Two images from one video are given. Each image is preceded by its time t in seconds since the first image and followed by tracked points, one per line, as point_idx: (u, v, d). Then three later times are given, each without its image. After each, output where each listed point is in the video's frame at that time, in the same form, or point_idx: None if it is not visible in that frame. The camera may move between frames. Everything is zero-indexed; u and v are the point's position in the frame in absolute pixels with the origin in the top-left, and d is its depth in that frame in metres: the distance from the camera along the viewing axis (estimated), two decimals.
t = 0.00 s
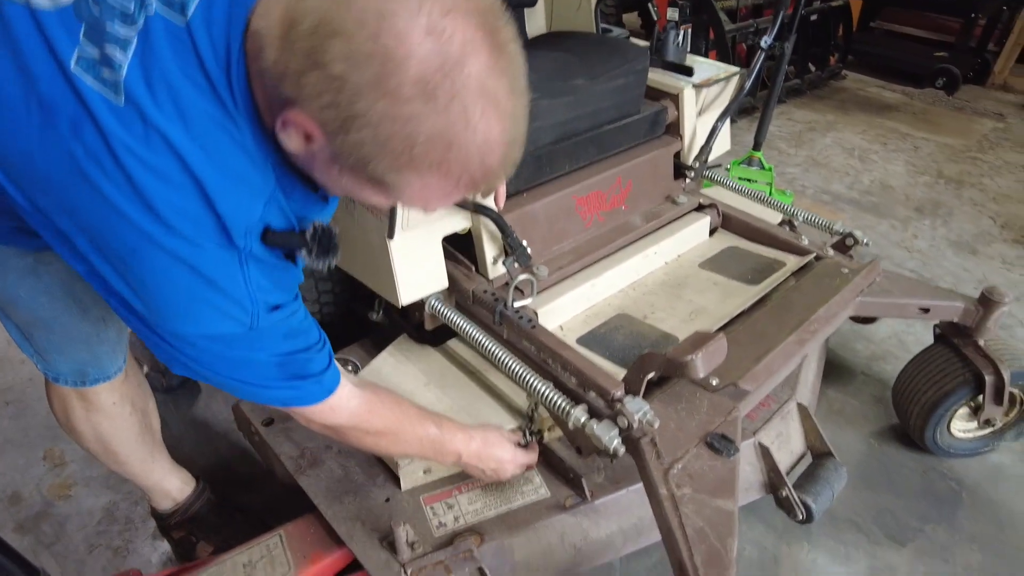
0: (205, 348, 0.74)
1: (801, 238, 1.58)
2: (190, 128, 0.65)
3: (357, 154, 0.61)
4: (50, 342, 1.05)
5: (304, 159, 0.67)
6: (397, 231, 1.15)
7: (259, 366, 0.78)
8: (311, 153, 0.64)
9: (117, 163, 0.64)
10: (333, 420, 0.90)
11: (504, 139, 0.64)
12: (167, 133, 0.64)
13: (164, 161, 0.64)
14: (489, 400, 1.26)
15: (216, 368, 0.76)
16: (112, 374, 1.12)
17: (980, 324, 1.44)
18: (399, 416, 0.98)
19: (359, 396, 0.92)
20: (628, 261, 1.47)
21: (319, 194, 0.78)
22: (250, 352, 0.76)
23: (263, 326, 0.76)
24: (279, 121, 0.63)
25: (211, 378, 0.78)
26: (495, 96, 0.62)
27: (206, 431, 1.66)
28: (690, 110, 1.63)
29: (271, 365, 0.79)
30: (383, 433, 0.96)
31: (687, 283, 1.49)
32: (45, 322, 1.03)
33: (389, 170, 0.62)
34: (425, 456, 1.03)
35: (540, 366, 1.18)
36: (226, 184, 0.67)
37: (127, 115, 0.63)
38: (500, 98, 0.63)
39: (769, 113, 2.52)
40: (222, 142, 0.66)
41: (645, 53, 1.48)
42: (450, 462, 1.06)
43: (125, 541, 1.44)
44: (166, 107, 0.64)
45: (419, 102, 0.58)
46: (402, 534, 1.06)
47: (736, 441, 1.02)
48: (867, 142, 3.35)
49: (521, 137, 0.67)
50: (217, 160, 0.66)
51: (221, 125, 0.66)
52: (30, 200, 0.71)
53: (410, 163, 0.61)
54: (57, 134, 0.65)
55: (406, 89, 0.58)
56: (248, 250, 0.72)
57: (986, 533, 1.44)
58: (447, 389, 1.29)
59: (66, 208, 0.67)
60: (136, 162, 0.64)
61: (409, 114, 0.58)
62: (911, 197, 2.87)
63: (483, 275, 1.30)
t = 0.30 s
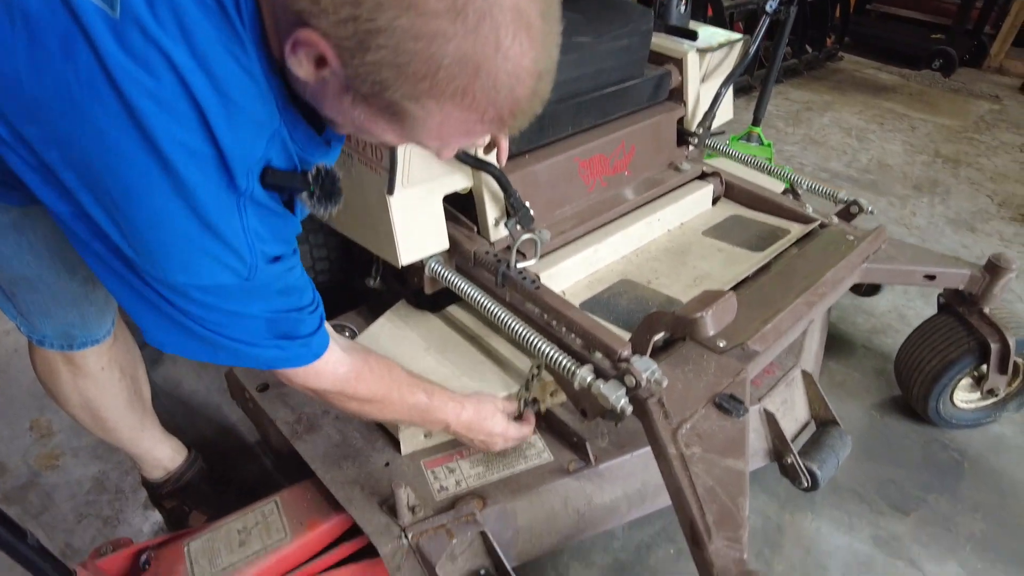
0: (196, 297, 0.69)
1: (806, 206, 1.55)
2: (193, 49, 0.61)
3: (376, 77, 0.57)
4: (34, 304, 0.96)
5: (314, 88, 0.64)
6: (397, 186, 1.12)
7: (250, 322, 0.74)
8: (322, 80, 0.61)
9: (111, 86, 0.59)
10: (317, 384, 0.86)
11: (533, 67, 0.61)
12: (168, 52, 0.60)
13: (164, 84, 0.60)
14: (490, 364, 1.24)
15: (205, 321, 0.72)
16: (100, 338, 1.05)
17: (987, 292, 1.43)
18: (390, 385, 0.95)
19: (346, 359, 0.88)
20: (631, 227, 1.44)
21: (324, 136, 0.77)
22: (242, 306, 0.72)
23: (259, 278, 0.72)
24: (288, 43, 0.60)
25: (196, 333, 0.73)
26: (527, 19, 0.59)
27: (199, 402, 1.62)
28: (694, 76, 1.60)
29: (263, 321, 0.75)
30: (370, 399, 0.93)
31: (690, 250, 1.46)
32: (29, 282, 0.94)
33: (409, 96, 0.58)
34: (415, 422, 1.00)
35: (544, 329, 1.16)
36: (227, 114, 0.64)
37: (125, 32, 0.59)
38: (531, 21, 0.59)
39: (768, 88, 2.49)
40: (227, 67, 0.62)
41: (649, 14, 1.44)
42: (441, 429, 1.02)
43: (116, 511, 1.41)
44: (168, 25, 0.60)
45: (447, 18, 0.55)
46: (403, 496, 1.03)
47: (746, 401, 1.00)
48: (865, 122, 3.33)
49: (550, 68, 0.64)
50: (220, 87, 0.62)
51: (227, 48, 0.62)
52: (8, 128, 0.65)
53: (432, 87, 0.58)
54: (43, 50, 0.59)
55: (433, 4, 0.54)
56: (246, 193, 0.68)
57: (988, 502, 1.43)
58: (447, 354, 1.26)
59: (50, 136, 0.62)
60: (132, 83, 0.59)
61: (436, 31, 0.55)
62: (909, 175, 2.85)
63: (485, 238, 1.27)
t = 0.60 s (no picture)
0: (195, 279, 0.69)
1: (803, 183, 1.55)
2: (196, 28, 0.61)
3: (384, 64, 0.59)
4: (28, 280, 0.95)
5: (320, 69, 0.66)
6: (393, 161, 1.11)
7: (250, 306, 0.73)
8: (327, 64, 0.63)
9: (114, 63, 0.59)
10: (315, 366, 0.86)
11: (540, 54, 0.64)
12: (172, 30, 0.60)
13: (167, 63, 0.60)
14: (485, 340, 1.24)
15: (204, 303, 0.71)
16: (95, 313, 1.04)
17: (981, 271, 1.43)
18: (391, 363, 0.95)
19: (345, 341, 0.88)
20: (627, 204, 1.44)
21: (326, 116, 0.78)
22: (241, 288, 0.72)
23: (259, 260, 0.71)
24: (293, 26, 0.61)
25: (194, 316, 0.72)
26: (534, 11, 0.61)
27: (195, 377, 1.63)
28: (693, 50, 1.59)
29: (262, 305, 0.74)
30: (372, 378, 0.93)
31: (687, 227, 1.46)
32: (22, 258, 0.93)
33: (415, 83, 0.61)
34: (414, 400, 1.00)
35: (541, 305, 1.16)
36: (228, 94, 0.64)
37: (127, 8, 0.58)
38: (538, 10, 0.62)
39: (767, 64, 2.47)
40: (230, 47, 0.62)
41: None
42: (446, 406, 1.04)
43: (113, 484, 1.42)
44: (171, 3, 0.60)
45: (457, 8, 0.57)
46: (400, 469, 1.03)
47: (739, 377, 1.01)
48: (863, 99, 3.31)
49: (554, 55, 0.67)
50: (222, 67, 0.63)
51: (230, 27, 0.62)
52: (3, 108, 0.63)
53: (439, 75, 0.60)
54: (43, 27, 0.59)
55: None
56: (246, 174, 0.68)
57: (975, 478, 1.45)
58: (443, 329, 1.26)
59: (50, 114, 0.61)
60: (136, 61, 0.59)
61: (445, 20, 0.57)
62: (906, 153, 2.84)
63: (481, 213, 1.27)
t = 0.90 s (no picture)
0: (196, 276, 0.69)
1: (797, 171, 1.55)
2: (199, 30, 0.62)
3: (387, 71, 0.61)
4: (27, 271, 0.96)
5: (321, 73, 0.67)
6: (387, 150, 1.12)
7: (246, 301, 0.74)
8: (329, 67, 0.64)
9: (118, 63, 0.59)
10: (311, 358, 0.88)
11: (540, 62, 0.66)
12: (176, 32, 0.60)
13: (170, 64, 0.61)
14: (481, 328, 1.25)
15: (204, 300, 0.72)
16: (93, 303, 1.05)
17: (972, 260, 1.44)
18: (386, 351, 0.97)
19: (340, 332, 0.90)
20: (622, 192, 1.44)
21: (323, 116, 0.79)
22: (241, 284, 0.73)
23: (257, 257, 0.72)
24: (296, 31, 0.62)
25: (193, 314, 0.73)
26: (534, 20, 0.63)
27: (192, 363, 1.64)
28: (689, 36, 1.58)
29: (258, 300, 0.75)
30: (367, 366, 0.95)
31: (681, 215, 1.47)
32: (21, 249, 0.93)
33: (418, 90, 0.62)
34: (410, 382, 1.01)
35: (534, 293, 1.17)
36: (230, 96, 0.65)
37: (131, 9, 0.59)
38: (539, 19, 0.63)
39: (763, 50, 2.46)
40: (232, 49, 0.63)
41: None
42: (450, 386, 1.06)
43: (112, 469, 1.43)
44: (174, 4, 0.61)
45: (460, 18, 0.58)
46: (395, 456, 1.05)
47: (730, 364, 1.02)
48: (860, 85, 3.30)
49: (553, 62, 0.68)
50: (224, 69, 0.64)
51: (233, 30, 0.63)
52: (5, 105, 0.63)
53: (441, 83, 0.61)
54: (47, 26, 0.59)
55: (447, 5, 0.57)
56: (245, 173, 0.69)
57: (963, 463, 1.47)
58: (437, 317, 1.27)
59: (52, 114, 0.61)
60: (141, 62, 0.59)
61: (448, 30, 0.58)
62: (902, 140, 2.84)
63: (475, 201, 1.28)
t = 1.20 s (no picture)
0: (197, 274, 0.70)
1: (792, 159, 1.55)
2: (203, 34, 0.61)
3: (388, 80, 0.61)
4: (22, 258, 0.96)
5: (323, 77, 0.67)
6: (380, 138, 1.12)
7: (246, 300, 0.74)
8: (332, 72, 0.64)
9: (123, 66, 0.59)
10: (309, 353, 0.88)
11: (538, 72, 0.65)
12: (180, 36, 0.60)
13: (175, 68, 0.60)
14: (475, 316, 1.25)
15: (203, 295, 0.72)
16: (88, 291, 1.04)
17: (965, 248, 1.44)
18: (384, 348, 0.97)
19: (339, 326, 0.90)
20: (617, 180, 1.44)
21: (326, 116, 0.79)
22: (241, 281, 0.72)
23: (259, 257, 0.73)
24: (299, 36, 0.62)
25: (193, 307, 0.74)
26: (535, 31, 0.63)
27: (188, 351, 1.64)
28: (684, 24, 1.58)
29: (259, 298, 0.75)
30: (366, 362, 0.95)
31: (676, 202, 1.47)
32: (15, 237, 0.93)
33: (418, 98, 0.62)
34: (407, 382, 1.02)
35: (529, 282, 1.18)
36: (233, 99, 0.64)
37: (137, 14, 0.59)
38: (538, 29, 0.63)
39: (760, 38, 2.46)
40: (236, 53, 0.63)
41: None
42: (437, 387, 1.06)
43: (108, 456, 1.44)
44: (179, 8, 0.60)
45: (460, 30, 0.58)
46: (389, 442, 1.06)
47: (723, 352, 1.03)
48: (857, 73, 3.29)
49: (553, 70, 0.68)
50: (228, 73, 0.63)
51: (237, 34, 0.63)
52: (10, 102, 0.64)
53: (441, 91, 0.62)
54: (54, 27, 0.59)
55: (447, 15, 0.57)
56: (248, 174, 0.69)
57: (954, 450, 1.48)
58: (432, 304, 1.27)
59: (57, 113, 0.61)
60: (146, 65, 0.59)
61: (449, 41, 0.58)
62: (898, 128, 2.84)
63: (470, 188, 1.28)
